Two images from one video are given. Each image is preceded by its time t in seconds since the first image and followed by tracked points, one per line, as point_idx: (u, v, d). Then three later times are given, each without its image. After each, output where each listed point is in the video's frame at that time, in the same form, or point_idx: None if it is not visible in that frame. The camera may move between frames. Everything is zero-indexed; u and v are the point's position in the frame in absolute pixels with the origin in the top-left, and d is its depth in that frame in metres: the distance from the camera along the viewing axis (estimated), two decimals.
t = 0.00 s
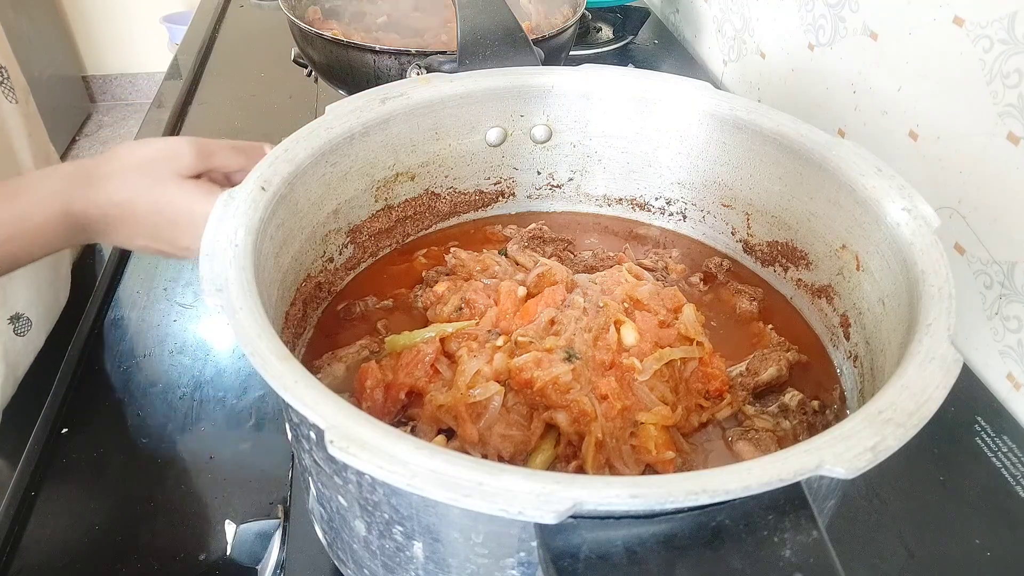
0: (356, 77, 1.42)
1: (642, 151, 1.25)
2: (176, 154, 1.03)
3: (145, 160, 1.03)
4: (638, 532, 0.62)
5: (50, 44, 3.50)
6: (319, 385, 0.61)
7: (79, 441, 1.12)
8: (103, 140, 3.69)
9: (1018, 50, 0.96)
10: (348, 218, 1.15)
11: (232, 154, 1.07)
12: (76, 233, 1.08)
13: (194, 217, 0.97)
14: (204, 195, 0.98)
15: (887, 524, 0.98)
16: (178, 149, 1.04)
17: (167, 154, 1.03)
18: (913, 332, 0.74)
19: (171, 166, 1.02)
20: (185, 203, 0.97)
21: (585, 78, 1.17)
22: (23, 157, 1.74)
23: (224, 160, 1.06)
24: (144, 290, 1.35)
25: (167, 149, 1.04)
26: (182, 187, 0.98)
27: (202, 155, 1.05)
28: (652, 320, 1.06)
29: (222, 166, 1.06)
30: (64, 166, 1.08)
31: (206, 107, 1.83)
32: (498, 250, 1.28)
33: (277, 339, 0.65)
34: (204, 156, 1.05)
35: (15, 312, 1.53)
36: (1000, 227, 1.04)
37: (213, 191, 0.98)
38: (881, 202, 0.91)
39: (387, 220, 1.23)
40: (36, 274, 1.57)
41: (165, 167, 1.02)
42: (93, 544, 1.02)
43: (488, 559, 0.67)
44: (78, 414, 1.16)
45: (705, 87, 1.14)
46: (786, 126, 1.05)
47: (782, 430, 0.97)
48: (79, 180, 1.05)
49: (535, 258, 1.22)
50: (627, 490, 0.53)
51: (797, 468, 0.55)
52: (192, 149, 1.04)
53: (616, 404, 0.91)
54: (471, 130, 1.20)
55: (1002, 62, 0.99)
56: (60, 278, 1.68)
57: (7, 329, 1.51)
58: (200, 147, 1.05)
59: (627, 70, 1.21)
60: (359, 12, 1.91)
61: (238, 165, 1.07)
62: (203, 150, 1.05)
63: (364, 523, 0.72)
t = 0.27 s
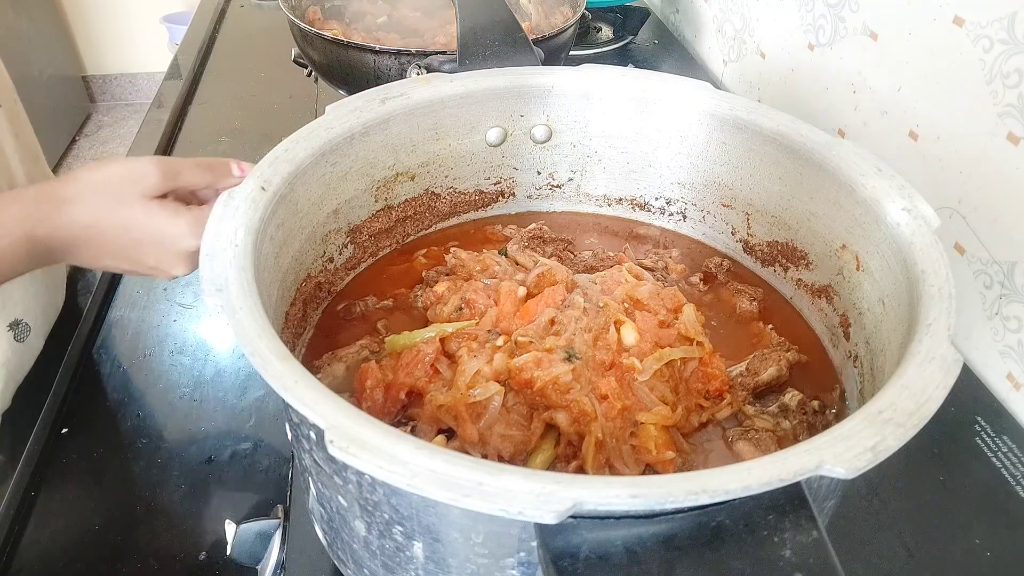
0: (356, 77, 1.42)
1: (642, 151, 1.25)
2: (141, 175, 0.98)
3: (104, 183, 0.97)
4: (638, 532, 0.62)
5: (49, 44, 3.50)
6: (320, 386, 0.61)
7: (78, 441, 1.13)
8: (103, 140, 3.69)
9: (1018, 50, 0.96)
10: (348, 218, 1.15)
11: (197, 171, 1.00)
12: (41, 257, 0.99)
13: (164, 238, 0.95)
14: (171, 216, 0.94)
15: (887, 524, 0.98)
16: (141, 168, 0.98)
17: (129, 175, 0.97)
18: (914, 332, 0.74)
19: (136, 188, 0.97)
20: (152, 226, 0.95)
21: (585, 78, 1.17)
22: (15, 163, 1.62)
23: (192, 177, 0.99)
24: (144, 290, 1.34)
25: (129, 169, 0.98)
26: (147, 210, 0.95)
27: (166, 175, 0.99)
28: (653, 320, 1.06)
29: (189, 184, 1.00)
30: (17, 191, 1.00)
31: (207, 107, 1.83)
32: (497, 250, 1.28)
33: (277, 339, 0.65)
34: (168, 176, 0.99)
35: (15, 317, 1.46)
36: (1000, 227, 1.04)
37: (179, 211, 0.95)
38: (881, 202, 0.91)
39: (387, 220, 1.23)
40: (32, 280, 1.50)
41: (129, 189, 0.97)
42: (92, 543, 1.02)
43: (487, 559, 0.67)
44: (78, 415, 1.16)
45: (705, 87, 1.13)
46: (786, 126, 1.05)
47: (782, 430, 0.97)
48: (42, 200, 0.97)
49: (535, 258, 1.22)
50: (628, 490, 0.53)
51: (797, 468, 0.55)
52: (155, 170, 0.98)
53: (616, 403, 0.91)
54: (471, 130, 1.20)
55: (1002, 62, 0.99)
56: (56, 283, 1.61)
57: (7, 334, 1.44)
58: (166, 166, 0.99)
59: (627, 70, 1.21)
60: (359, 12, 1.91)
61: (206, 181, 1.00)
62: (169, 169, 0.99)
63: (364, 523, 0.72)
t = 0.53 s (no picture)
0: (356, 77, 1.42)
1: (642, 151, 1.25)
2: (89, 195, 0.92)
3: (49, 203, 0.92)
4: (637, 532, 0.62)
5: (49, 43, 3.50)
6: (319, 385, 0.61)
7: (78, 441, 1.13)
8: (103, 140, 3.69)
9: (1018, 50, 0.96)
10: (348, 218, 1.15)
11: (147, 192, 0.94)
12: None
13: (113, 260, 0.93)
14: (119, 239, 0.92)
15: (887, 524, 0.98)
16: (87, 186, 0.92)
17: (77, 196, 0.92)
18: (914, 332, 0.74)
19: (83, 209, 0.92)
20: (100, 247, 0.92)
21: (585, 78, 1.17)
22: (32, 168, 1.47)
23: (141, 198, 0.94)
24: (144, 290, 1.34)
25: (76, 190, 0.92)
26: (94, 234, 0.91)
27: (115, 196, 0.93)
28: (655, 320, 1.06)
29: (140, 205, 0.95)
30: None
31: (207, 107, 1.83)
32: (497, 249, 1.28)
33: (277, 339, 0.65)
34: (117, 197, 0.93)
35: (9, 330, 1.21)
36: (1000, 227, 1.04)
37: (128, 232, 0.93)
38: (881, 202, 0.91)
39: (387, 220, 1.23)
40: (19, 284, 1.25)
41: (76, 209, 0.92)
42: (92, 544, 1.02)
43: (487, 559, 0.66)
44: (78, 414, 1.16)
45: (705, 87, 1.14)
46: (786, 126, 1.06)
47: (782, 430, 0.96)
48: None
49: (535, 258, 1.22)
50: (628, 490, 0.53)
51: (797, 468, 0.55)
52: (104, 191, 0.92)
53: (617, 403, 0.92)
54: (471, 131, 1.20)
55: (1002, 62, 0.99)
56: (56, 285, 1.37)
57: None
58: (115, 185, 0.93)
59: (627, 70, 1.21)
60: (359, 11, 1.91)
61: (156, 201, 0.95)
62: (117, 189, 0.93)
63: (364, 523, 0.72)
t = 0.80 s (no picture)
0: (355, 77, 1.42)
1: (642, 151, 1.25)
2: (46, 247, 0.84)
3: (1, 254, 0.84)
4: (637, 532, 0.62)
5: (49, 43, 3.49)
6: (319, 385, 0.61)
7: (78, 441, 1.13)
8: (103, 140, 3.69)
9: (1018, 50, 0.96)
10: (348, 218, 1.15)
11: (107, 247, 0.83)
12: None
13: (67, 315, 0.90)
14: (77, 295, 0.88)
15: (887, 524, 0.98)
16: (46, 238, 0.84)
17: (33, 247, 0.84)
18: (914, 332, 0.74)
19: (38, 261, 0.84)
20: (53, 301, 0.87)
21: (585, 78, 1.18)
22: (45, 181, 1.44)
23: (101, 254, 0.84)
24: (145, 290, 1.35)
25: (33, 241, 0.84)
26: (50, 290, 0.86)
27: (73, 249, 0.84)
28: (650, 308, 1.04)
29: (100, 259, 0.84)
30: None
31: (207, 107, 1.83)
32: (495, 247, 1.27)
33: (277, 339, 0.65)
34: (76, 250, 0.84)
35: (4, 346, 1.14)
36: (1000, 227, 1.04)
37: (86, 287, 0.89)
38: (881, 202, 0.91)
39: (387, 220, 1.23)
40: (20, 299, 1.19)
41: (30, 262, 0.85)
42: (92, 543, 1.02)
43: (487, 559, 0.66)
44: (78, 414, 1.16)
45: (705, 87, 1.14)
46: (786, 126, 1.06)
47: (783, 430, 0.96)
48: None
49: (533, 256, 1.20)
50: (628, 490, 0.53)
51: (797, 468, 0.55)
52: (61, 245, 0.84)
53: (621, 410, 0.92)
54: (470, 131, 1.22)
55: (1003, 61, 0.99)
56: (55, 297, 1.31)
57: None
58: (74, 236, 0.84)
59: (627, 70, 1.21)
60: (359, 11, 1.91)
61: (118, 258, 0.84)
62: (77, 242, 0.84)
63: (364, 523, 0.72)
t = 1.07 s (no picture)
0: (355, 77, 1.42)
1: (642, 151, 1.25)
2: (46, 237, 0.84)
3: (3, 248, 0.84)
4: (637, 532, 0.62)
5: (49, 43, 3.49)
6: (319, 385, 0.61)
7: (77, 441, 1.13)
8: (103, 140, 3.69)
9: (1018, 50, 0.96)
10: (348, 217, 1.15)
11: (109, 234, 0.84)
12: None
13: (70, 305, 0.89)
14: (79, 285, 0.88)
15: (887, 524, 0.98)
16: (44, 228, 0.84)
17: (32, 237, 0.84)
18: (914, 332, 0.74)
19: (39, 251, 0.85)
20: (56, 292, 0.88)
21: (585, 78, 1.17)
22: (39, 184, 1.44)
23: (101, 241, 0.85)
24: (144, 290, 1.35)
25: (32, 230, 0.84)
26: (52, 279, 0.86)
27: (73, 237, 0.84)
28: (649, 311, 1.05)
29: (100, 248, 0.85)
30: None
31: (207, 107, 1.83)
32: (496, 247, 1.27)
33: (277, 339, 0.65)
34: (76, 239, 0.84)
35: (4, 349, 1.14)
36: (1000, 227, 1.04)
37: (88, 277, 0.88)
38: (881, 202, 0.91)
39: (387, 220, 1.23)
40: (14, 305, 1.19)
41: (31, 253, 0.85)
42: (92, 543, 1.02)
43: (487, 558, 0.66)
44: (78, 414, 1.16)
45: (706, 87, 1.14)
46: (786, 126, 1.06)
47: (783, 430, 0.96)
48: None
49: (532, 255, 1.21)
50: (628, 490, 0.53)
51: (797, 468, 0.55)
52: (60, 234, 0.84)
53: (621, 410, 0.92)
54: (470, 131, 1.21)
55: (1002, 62, 0.99)
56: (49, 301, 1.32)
57: None
58: (74, 226, 0.84)
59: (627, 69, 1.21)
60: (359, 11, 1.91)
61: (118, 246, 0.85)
62: (78, 232, 0.84)
63: (364, 523, 0.72)
